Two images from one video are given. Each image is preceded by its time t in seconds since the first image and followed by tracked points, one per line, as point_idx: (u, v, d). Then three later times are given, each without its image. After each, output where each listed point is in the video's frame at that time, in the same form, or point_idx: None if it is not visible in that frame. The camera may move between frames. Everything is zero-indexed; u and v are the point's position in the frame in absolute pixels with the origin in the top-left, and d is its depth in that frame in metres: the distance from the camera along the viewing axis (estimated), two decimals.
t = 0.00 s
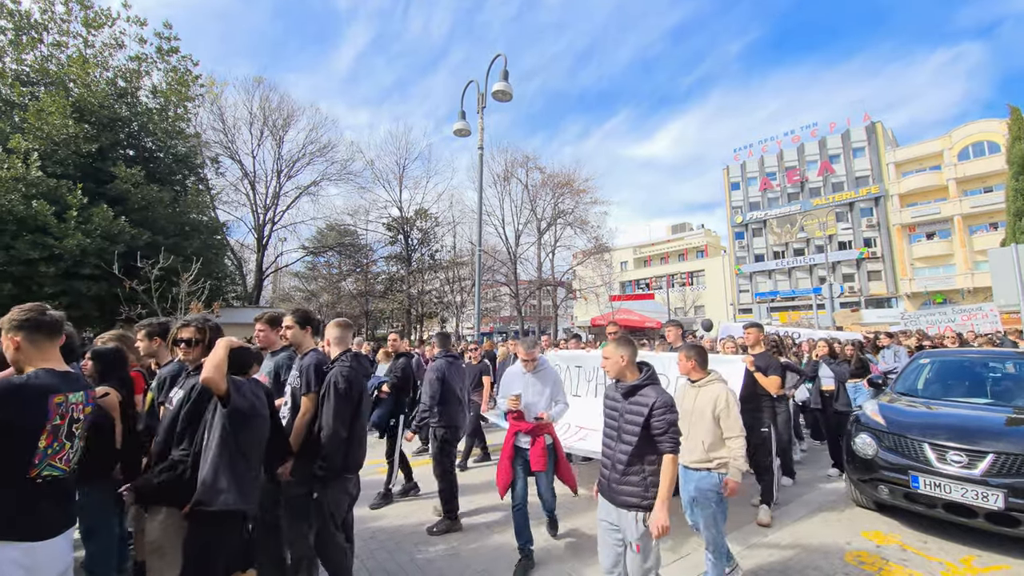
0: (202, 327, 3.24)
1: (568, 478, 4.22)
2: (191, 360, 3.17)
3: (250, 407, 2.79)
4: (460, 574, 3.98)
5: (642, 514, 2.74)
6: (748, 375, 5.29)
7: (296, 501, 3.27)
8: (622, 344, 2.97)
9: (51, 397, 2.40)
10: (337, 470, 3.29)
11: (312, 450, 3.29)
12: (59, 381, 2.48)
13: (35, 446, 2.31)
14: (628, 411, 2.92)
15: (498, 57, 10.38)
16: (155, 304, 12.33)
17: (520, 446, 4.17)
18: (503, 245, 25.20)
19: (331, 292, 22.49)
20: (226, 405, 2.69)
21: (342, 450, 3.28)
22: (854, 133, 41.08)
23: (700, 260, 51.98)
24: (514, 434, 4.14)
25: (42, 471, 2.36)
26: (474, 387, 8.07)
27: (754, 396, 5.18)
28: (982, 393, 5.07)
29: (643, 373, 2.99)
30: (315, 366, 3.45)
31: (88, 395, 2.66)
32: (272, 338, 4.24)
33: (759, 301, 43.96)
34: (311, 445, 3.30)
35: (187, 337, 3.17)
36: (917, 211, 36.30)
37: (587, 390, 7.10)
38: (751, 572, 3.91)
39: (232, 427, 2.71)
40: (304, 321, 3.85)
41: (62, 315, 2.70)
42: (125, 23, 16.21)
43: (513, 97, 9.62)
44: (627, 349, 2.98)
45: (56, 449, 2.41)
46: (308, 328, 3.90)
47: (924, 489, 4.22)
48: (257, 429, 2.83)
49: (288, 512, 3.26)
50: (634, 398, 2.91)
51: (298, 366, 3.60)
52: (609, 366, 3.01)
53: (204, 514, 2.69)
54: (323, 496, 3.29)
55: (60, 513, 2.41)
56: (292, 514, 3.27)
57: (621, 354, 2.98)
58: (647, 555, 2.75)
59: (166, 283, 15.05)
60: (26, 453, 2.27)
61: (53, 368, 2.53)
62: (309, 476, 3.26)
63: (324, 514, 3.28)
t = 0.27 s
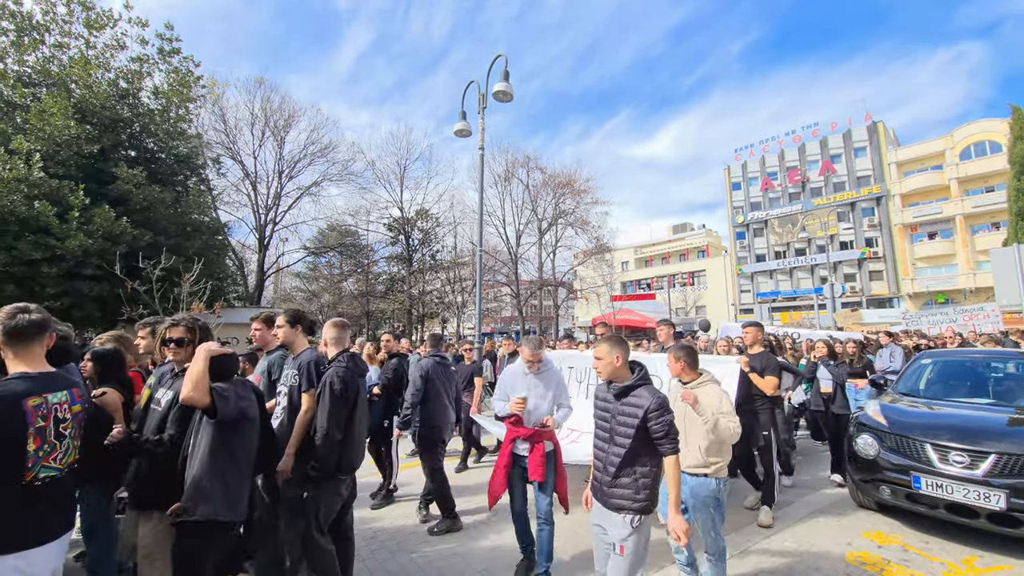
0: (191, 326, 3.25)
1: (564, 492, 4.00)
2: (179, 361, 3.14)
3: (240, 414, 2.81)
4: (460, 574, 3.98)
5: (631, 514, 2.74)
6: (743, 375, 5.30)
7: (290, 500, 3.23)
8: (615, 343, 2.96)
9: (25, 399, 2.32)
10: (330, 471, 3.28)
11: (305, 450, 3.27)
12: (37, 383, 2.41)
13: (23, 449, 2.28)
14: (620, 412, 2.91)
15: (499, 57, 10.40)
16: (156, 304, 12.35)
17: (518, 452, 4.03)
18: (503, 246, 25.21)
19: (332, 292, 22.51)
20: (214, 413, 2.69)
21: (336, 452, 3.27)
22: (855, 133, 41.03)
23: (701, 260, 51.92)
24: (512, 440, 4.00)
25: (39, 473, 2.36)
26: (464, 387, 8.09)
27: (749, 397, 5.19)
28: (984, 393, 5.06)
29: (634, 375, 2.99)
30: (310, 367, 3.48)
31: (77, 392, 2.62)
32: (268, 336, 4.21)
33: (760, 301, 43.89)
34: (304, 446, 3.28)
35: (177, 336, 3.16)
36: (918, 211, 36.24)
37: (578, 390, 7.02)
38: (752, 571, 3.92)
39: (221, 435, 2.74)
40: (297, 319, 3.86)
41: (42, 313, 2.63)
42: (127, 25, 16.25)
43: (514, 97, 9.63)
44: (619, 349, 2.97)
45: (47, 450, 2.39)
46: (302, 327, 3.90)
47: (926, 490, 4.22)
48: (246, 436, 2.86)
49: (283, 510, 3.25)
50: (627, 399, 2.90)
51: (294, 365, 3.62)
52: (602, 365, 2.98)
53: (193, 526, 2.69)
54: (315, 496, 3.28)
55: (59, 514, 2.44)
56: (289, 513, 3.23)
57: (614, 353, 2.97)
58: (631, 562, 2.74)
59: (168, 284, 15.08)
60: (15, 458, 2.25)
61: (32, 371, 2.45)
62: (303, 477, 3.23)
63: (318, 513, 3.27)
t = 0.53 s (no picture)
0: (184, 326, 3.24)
1: (576, 507, 3.70)
2: (168, 360, 3.13)
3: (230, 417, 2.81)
4: (461, 573, 3.98)
5: (626, 522, 2.74)
6: (737, 378, 5.21)
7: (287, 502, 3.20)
8: (611, 343, 2.98)
9: (15, 398, 2.31)
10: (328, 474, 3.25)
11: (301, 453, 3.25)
12: (25, 382, 2.40)
13: (19, 448, 2.29)
14: (614, 412, 2.89)
15: (500, 58, 10.40)
16: (157, 305, 12.35)
17: (524, 462, 3.66)
18: (504, 246, 25.23)
19: (333, 293, 22.55)
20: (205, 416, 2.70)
21: (333, 454, 3.25)
22: (856, 134, 41.01)
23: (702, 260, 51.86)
24: (518, 449, 3.65)
25: (38, 470, 2.38)
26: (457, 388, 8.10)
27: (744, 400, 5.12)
28: (986, 393, 5.05)
29: (632, 371, 2.97)
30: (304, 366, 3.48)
31: (66, 389, 2.61)
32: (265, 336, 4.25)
33: (761, 302, 43.87)
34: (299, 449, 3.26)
35: (168, 335, 3.13)
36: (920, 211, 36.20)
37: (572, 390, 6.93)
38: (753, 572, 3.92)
39: (210, 438, 2.74)
40: (288, 321, 3.87)
41: (24, 311, 2.59)
42: (129, 26, 16.30)
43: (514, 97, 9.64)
44: (617, 348, 2.99)
45: (44, 446, 2.41)
46: (294, 329, 3.91)
47: (928, 491, 4.21)
48: (235, 439, 2.86)
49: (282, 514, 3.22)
50: (621, 400, 2.87)
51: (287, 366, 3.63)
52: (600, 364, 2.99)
53: (181, 535, 2.65)
54: (315, 500, 3.25)
55: (60, 509, 2.47)
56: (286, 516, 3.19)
57: (612, 353, 2.99)
58: (632, 567, 2.75)
59: (169, 284, 15.11)
60: (11, 456, 2.26)
61: (19, 371, 2.44)
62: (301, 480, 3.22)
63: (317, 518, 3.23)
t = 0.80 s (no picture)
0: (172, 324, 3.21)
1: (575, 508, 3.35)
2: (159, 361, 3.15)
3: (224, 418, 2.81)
4: (461, 573, 3.99)
5: (622, 522, 2.75)
6: (728, 379, 4.95)
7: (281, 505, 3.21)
8: (613, 342, 3.01)
9: (14, 392, 2.32)
10: (321, 478, 3.26)
11: (295, 456, 3.25)
12: (22, 378, 2.41)
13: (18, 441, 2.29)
14: (613, 411, 2.90)
15: (499, 58, 10.39)
16: (156, 305, 12.33)
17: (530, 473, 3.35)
18: (503, 246, 25.23)
19: (332, 293, 22.53)
20: (200, 416, 2.71)
21: (327, 458, 3.25)
22: (855, 134, 41.04)
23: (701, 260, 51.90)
24: (525, 458, 3.31)
25: (36, 464, 2.38)
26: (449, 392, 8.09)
27: (732, 403, 4.89)
28: (985, 393, 5.06)
29: (633, 370, 2.96)
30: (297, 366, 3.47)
31: (62, 386, 2.61)
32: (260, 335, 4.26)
33: (760, 302, 43.91)
34: (294, 452, 3.26)
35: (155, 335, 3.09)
36: (919, 211, 36.25)
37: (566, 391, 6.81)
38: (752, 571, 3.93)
39: (204, 440, 2.73)
40: (283, 321, 3.88)
41: (22, 312, 2.61)
42: (128, 25, 16.27)
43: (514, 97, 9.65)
44: (617, 347, 3.01)
45: (41, 441, 2.41)
46: (289, 329, 3.91)
47: (927, 490, 4.22)
48: (228, 440, 2.85)
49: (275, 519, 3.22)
50: (619, 399, 2.87)
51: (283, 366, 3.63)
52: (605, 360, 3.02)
53: (172, 538, 2.64)
54: (308, 505, 3.23)
55: (56, 505, 2.47)
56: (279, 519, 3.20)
57: (612, 352, 3.02)
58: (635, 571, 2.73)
59: (168, 284, 15.10)
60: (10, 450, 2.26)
61: (16, 367, 2.44)
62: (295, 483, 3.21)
63: (308, 526, 3.21)
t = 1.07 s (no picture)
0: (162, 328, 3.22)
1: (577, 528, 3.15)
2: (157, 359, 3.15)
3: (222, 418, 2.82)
4: (462, 573, 4.00)
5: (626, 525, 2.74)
6: (724, 378, 4.93)
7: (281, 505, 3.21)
8: (618, 342, 3.02)
9: (7, 389, 2.33)
10: (320, 480, 3.25)
11: (294, 458, 3.24)
12: (18, 376, 2.42)
13: (8, 438, 2.30)
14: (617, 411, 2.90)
15: (500, 57, 10.39)
16: (158, 305, 12.36)
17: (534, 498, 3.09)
18: (505, 246, 25.24)
19: (334, 292, 22.56)
20: (196, 416, 2.71)
21: (324, 460, 3.23)
22: (858, 133, 40.94)
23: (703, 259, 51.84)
24: (528, 483, 3.04)
25: (26, 463, 2.38)
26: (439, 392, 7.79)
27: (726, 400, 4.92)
28: (988, 393, 5.04)
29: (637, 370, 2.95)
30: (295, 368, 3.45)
31: (64, 387, 2.63)
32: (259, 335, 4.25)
33: (762, 301, 43.85)
34: (292, 454, 3.24)
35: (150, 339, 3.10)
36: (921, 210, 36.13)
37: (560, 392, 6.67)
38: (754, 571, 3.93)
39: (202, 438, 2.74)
40: (283, 322, 3.87)
41: (34, 310, 2.63)
42: (129, 25, 16.30)
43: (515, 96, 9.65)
44: (622, 347, 3.02)
45: (33, 440, 2.41)
46: (287, 329, 3.89)
47: (929, 490, 4.21)
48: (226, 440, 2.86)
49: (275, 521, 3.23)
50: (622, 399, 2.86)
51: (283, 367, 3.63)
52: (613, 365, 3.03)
53: (169, 537, 2.64)
54: (307, 506, 3.23)
55: (53, 502, 2.48)
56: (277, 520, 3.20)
57: (615, 351, 3.03)
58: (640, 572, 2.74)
59: (170, 284, 15.14)
60: None
61: (21, 365, 2.48)
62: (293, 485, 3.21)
63: (305, 527, 3.20)
